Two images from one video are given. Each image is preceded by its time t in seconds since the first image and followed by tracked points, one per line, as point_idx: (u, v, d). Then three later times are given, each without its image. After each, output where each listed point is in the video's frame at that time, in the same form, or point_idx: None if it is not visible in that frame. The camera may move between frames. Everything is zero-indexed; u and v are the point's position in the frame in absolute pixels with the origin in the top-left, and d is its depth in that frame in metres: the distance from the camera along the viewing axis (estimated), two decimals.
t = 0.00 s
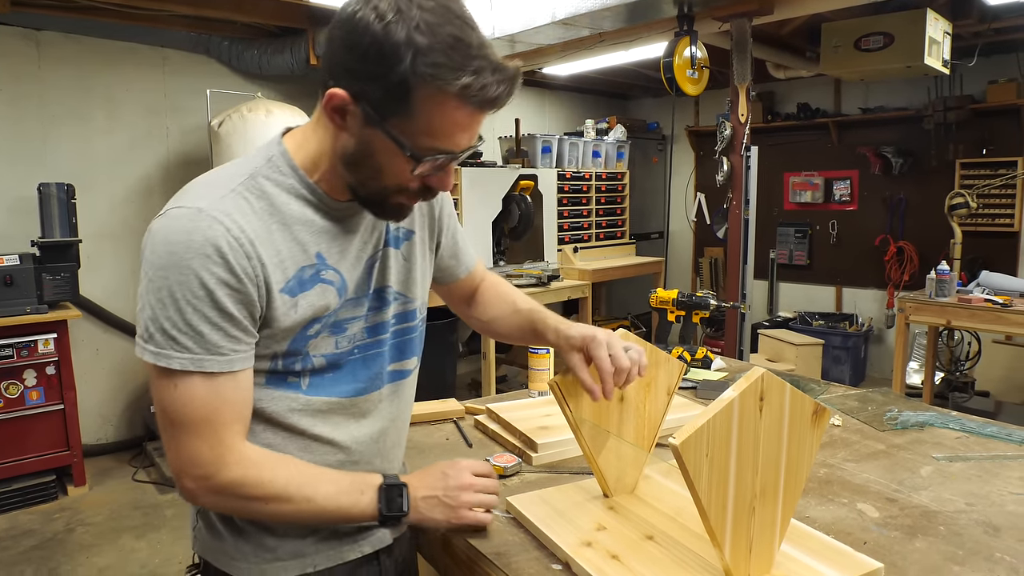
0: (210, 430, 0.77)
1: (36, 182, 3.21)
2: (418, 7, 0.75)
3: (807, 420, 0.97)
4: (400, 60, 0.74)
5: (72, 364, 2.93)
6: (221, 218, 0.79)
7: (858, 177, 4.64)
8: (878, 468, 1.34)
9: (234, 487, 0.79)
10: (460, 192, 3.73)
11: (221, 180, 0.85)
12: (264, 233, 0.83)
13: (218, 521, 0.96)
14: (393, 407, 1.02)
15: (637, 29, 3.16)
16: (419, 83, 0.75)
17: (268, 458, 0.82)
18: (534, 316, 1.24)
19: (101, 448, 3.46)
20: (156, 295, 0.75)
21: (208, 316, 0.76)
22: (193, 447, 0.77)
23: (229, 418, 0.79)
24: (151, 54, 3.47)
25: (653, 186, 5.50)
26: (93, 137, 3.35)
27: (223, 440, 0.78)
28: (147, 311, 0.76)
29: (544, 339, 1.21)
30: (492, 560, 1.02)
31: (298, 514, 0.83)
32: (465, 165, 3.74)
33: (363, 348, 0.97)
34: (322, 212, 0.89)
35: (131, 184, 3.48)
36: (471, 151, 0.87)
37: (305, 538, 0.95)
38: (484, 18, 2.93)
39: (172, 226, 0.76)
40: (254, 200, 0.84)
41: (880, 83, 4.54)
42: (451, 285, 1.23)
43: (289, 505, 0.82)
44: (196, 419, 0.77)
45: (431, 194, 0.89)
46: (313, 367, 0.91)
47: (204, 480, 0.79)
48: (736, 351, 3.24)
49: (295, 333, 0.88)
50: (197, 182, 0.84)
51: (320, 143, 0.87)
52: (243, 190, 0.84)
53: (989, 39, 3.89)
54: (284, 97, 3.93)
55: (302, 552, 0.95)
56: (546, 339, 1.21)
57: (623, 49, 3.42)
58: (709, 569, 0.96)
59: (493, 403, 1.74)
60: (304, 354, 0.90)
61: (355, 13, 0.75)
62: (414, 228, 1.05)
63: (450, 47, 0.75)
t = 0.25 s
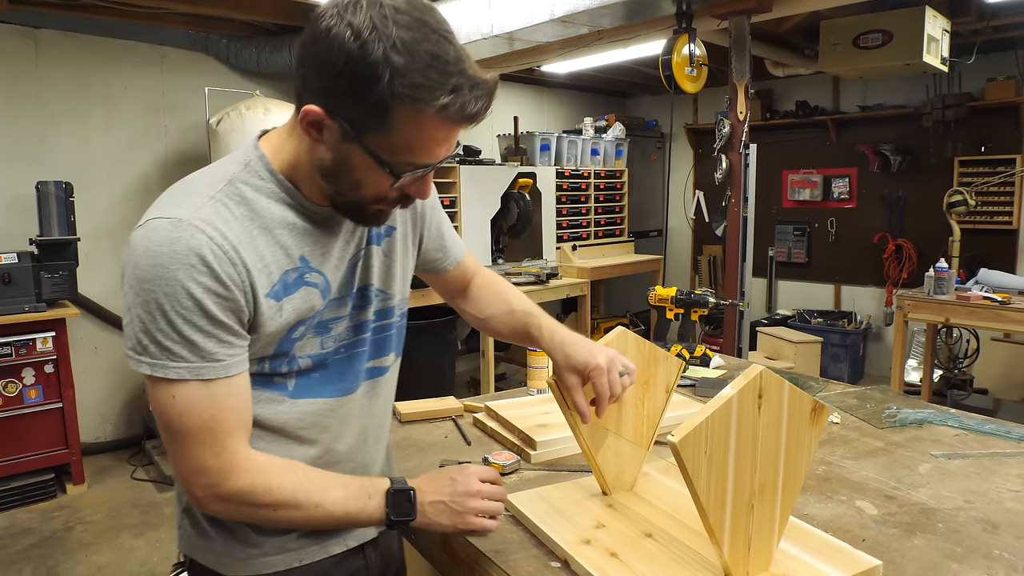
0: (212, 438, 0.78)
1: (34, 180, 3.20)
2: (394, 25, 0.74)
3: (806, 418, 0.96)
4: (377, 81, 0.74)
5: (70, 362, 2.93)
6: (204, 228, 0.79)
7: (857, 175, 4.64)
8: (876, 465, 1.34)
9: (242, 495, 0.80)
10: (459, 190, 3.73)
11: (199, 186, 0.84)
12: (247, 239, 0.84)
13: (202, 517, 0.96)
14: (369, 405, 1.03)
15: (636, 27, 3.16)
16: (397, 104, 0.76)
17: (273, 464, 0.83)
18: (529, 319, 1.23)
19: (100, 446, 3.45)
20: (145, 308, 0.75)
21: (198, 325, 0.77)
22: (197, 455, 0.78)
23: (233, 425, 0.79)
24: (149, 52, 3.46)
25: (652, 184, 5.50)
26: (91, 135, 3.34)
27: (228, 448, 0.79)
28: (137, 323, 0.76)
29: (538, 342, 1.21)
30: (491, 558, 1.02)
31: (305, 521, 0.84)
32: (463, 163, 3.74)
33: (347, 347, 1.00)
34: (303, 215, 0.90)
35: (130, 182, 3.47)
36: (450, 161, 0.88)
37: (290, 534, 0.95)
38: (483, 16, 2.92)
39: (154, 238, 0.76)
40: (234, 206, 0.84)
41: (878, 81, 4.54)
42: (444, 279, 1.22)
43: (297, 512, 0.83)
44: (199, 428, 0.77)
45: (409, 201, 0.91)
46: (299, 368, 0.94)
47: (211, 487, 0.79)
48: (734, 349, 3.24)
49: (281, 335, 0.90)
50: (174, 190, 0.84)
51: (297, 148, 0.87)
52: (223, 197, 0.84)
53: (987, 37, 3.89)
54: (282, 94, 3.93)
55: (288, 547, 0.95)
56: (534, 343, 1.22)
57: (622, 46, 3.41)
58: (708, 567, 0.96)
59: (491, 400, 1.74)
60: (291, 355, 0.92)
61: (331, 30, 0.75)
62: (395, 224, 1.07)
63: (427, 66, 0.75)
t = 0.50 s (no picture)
0: (193, 444, 0.78)
1: (33, 179, 3.19)
2: (386, 45, 0.76)
3: (804, 416, 0.96)
4: (369, 103, 0.76)
5: (69, 362, 2.93)
6: (182, 238, 0.80)
7: (856, 173, 4.64)
8: (875, 463, 1.35)
9: (224, 500, 0.81)
10: (458, 189, 3.73)
11: (173, 194, 0.85)
12: (222, 247, 0.85)
13: (161, 518, 0.98)
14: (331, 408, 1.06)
15: (635, 25, 3.15)
16: (390, 123, 0.78)
17: (253, 469, 0.84)
18: (523, 320, 1.24)
19: (99, 446, 3.45)
20: (122, 319, 0.76)
21: (180, 334, 0.78)
22: (178, 462, 0.78)
23: (215, 431, 0.80)
24: (147, 51, 3.45)
25: (651, 183, 5.50)
26: (90, 133, 3.33)
27: (210, 453, 0.79)
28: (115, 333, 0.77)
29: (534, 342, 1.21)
30: (491, 555, 1.02)
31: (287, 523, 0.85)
32: (462, 162, 3.74)
33: (317, 349, 1.03)
34: (278, 222, 0.92)
35: (129, 181, 3.46)
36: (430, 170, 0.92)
37: (247, 537, 0.98)
38: (482, 14, 2.92)
39: (130, 249, 0.77)
40: (210, 215, 0.85)
41: (877, 79, 4.54)
42: (434, 271, 1.24)
43: (278, 514, 0.84)
44: (180, 436, 0.78)
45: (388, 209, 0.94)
46: (271, 370, 0.96)
47: (197, 492, 0.80)
48: (734, 347, 3.24)
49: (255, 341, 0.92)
50: (147, 196, 0.84)
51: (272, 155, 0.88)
52: (198, 205, 0.85)
53: (986, 35, 3.89)
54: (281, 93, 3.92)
55: (244, 551, 0.98)
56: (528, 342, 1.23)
57: (620, 45, 3.41)
58: (708, 564, 0.96)
59: (490, 399, 1.74)
60: (264, 358, 0.95)
61: (323, 49, 0.75)
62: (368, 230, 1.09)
63: (419, 86, 0.77)
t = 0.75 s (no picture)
0: (201, 454, 0.81)
1: (31, 178, 3.19)
2: (343, 53, 0.78)
3: (802, 413, 0.96)
4: (327, 109, 0.78)
5: (68, 361, 2.92)
6: (169, 256, 0.83)
7: (855, 171, 4.64)
8: (873, 460, 1.35)
9: (236, 501, 0.84)
10: (456, 187, 3.74)
11: (156, 211, 0.87)
12: (208, 263, 0.89)
13: (131, 504, 1.05)
14: (293, 408, 1.12)
15: (633, 23, 3.15)
16: (350, 131, 0.79)
17: (264, 471, 0.87)
18: (520, 319, 1.24)
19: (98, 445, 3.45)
20: (120, 339, 0.79)
21: (178, 351, 0.81)
22: (188, 472, 0.81)
23: (221, 440, 0.83)
24: (145, 49, 3.44)
25: (650, 181, 5.49)
26: (87, 132, 3.33)
27: (219, 459, 0.83)
28: (115, 351, 0.80)
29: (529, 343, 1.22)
30: (489, 553, 1.02)
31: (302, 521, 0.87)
32: (460, 161, 3.74)
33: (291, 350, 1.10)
34: (258, 235, 0.96)
35: (127, 180, 3.46)
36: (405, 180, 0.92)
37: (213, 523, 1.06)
38: (479, 12, 2.92)
39: (122, 271, 0.79)
40: (194, 232, 0.89)
41: (875, 77, 4.54)
42: (422, 264, 1.26)
43: (289, 513, 0.86)
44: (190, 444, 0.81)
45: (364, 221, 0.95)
46: (248, 370, 1.03)
47: (213, 497, 0.83)
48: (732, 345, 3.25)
49: (237, 348, 0.97)
50: (131, 214, 0.86)
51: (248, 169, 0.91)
52: (181, 222, 0.88)
53: (984, 33, 3.88)
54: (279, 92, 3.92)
55: (210, 536, 1.06)
56: (524, 341, 1.23)
57: (618, 43, 3.41)
58: (706, 562, 0.96)
59: (489, 397, 1.74)
60: (242, 361, 1.01)
61: (282, 57, 0.79)
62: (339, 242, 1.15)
63: (377, 92, 0.79)
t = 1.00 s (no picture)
0: (264, 437, 0.81)
1: (29, 177, 3.18)
2: (317, 48, 0.80)
3: (799, 411, 0.97)
4: (302, 106, 0.79)
5: (66, 359, 2.92)
6: (183, 251, 0.84)
7: (853, 170, 4.65)
8: (870, 458, 1.35)
9: (313, 480, 0.83)
10: (455, 186, 3.75)
11: (162, 211, 0.88)
12: (223, 257, 0.90)
13: (148, 489, 1.07)
14: (298, 391, 1.18)
15: (632, 21, 3.15)
16: (323, 127, 0.80)
17: (322, 450, 0.86)
18: (520, 317, 1.24)
19: (96, 443, 3.45)
20: (151, 334, 0.80)
21: (209, 334, 0.81)
22: (256, 459, 0.81)
23: (274, 417, 0.83)
24: (143, 48, 3.44)
25: (648, 180, 5.49)
26: (86, 131, 3.32)
27: (275, 436, 0.82)
28: (148, 346, 0.81)
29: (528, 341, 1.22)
30: (488, 552, 1.02)
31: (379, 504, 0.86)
32: (458, 159, 3.75)
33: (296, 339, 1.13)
34: (264, 228, 0.97)
35: (125, 179, 3.46)
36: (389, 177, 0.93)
37: (229, 505, 1.08)
38: (478, 11, 2.92)
39: (141, 270, 0.80)
40: (205, 228, 0.90)
41: (874, 76, 4.54)
42: (419, 255, 1.26)
43: (361, 491, 0.85)
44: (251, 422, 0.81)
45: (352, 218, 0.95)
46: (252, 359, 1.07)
47: (273, 477, 0.82)
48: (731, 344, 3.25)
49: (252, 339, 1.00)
50: (138, 217, 0.87)
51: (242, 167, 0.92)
52: (189, 219, 0.89)
53: (983, 32, 3.89)
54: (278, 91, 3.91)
55: (226, 517, 1.08)
56: (524, 339, 1.22)
57: (617, 42, 3.41)
58: (703, 560, 0.96)
59: (487, 395, 1.74)
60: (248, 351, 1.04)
61: (259, 53, 0.81)
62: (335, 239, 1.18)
63: (351, 87, 0.80)
